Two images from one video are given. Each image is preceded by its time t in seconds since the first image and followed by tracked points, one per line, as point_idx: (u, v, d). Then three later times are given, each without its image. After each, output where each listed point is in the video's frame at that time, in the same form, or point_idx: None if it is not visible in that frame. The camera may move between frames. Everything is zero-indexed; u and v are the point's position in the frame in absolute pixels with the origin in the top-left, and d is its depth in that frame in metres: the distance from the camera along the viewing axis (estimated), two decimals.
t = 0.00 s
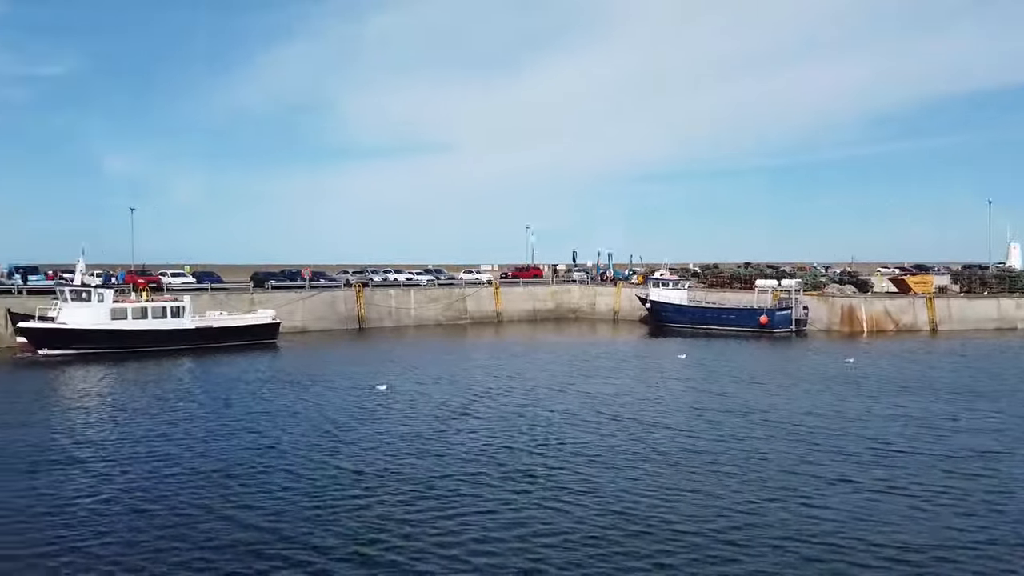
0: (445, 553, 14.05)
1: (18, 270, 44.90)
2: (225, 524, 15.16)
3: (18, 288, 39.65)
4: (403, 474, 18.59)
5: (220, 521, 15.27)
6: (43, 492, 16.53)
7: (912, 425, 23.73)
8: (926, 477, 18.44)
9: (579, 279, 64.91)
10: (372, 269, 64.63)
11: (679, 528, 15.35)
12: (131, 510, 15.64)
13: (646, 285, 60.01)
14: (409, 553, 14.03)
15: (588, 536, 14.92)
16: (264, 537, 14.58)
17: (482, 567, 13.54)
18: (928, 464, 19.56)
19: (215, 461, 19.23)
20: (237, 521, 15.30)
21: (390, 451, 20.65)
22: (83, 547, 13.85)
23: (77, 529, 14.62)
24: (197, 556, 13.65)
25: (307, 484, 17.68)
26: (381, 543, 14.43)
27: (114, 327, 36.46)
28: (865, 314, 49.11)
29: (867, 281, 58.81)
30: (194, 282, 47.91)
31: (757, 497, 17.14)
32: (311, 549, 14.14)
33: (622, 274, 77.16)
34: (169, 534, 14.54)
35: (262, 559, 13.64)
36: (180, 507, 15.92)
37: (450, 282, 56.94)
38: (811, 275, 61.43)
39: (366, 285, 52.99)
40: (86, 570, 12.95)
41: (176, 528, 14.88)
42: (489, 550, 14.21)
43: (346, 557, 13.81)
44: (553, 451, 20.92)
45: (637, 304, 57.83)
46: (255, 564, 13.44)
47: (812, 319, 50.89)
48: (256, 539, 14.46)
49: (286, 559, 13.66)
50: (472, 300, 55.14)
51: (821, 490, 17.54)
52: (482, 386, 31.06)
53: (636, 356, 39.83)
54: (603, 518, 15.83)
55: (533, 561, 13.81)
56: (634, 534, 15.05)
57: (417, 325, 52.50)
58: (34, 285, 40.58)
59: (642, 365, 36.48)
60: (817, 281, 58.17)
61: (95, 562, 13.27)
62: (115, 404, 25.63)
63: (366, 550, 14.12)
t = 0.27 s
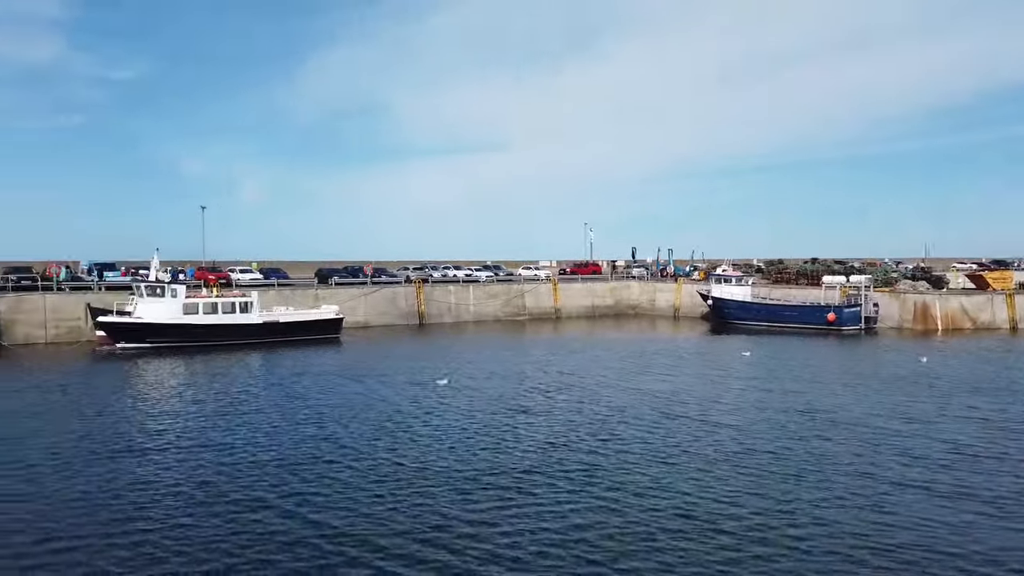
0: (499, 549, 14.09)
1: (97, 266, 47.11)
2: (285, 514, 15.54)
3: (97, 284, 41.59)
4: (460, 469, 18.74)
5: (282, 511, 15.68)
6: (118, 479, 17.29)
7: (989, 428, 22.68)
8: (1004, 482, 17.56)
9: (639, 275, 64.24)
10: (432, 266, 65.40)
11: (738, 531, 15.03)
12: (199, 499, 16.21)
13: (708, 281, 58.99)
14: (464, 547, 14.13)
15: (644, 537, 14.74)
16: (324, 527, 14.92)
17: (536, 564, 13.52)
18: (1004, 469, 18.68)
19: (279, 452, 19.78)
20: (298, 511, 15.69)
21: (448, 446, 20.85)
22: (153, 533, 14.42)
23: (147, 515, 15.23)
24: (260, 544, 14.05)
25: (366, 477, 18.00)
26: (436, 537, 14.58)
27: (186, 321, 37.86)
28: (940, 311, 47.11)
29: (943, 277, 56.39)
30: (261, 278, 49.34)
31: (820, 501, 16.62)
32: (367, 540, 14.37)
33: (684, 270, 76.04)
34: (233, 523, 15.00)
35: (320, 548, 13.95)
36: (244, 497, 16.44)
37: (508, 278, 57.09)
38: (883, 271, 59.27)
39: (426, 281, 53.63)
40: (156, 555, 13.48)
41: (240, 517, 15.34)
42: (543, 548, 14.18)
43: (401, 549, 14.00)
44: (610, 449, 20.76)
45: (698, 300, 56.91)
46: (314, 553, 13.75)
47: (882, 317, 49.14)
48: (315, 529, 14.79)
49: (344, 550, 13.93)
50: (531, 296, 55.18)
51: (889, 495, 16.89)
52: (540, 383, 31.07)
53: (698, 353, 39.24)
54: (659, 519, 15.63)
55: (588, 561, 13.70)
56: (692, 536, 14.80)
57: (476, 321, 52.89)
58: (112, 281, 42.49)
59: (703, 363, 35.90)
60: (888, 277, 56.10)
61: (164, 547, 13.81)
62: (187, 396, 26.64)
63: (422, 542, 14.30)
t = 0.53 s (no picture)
0: (549, 545, 14.08)
1: (166, 263, 48.94)
2: (340, 505, 15.85)
3: (166, 281, 43.24)
4: (512, 465, 18.79)
5: (337, 502, 16.00)
6: (183, 469, 17.94)
7: None
8: None
9: (697, 271, 63.27)
10: (487, 262, 65.79)
11: (795, 534, 14.65)
12: (256, 489, 16.70)
13: (768, 278, 57.63)
14: (515, 542, 14.17)
15: (697, 538, 14.50)
16: (377, 519, 15.16)
17: (582, 560, 13.46)
18: None
19: (335, 445, 20.21)
20: (349, 503, 15.99)
21: (501, 441, 20.95)
22: (214, 520, 14.90)
23: (210, 503, 15.76)
24: (316, 534, 14.37)
25: (420, 471, 18.22)
26: (487, 531, 14.66)
27: (250, 316, 39.02)
28: (1016, 308, 44.96)
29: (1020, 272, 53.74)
30: (321, 275, 50.47)
31: (879, 505, 16.06)
32: (419, 533, 14.54)
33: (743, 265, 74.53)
34: (290, 513, 15.38)
35: (373, 539, 14.18)
36: (302, 488, 16.85)
37: (563, 274, 56.99)
38: (954, 266, 56.88)
39: (481, 277, 53.94)
40: (217, 541, 13.91)
41: (297, 507, 15.72)
42: (594, 545, 14.10)
43: (453, 542, 14.13)
44: (664, 448, 20.52)
45: (758, 297, 55.67)
46: (368, 543, 13.99)
47: (953, 314, 47.18)
48: (369, 521, 15.05)
49: (397, 541, 14.14)
50: (586, 292, 54.94)
51: (958, 501, 16.19)
52: (593, 380, 30.92)
53: (756, 351, 38.40)
54: (714, 519, 15.36)
55: (639, 560, 13.56)
56: (747, 538, 14.49)
57: (531, 317, 52.94)
58: (180, 277, 44.10)
59: (761, 361, 35.12)
60: (961, 273, 53.80)
61: (224, 534, 14.26)
62: (249, 389, 27.46)
63: (473, 536, 14.39)
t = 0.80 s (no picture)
0: (597, 543, 13.99)
1: (224, 260, 50.32)
2: (389, 499, 16.05)
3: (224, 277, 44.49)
4: (561, 462, 18.74)
5: (387, 495, 16.20)
6: (239, 460, 18.42)
7: None
8: None
9: (750, 267, 62.14)
10: (536, 258, 65.82)
11: (851, 538, 14.24)
12: (305, 480, 17.14)
13: (825, 273, 56.18)
14: (562, 539, 14.13)
15: (749, 540, 14.22)
16: (426, 512, 15.30)
17: (624, 557, 13.45)
18: None
19: (384, 439, 20.53)
20: (396, 494, 16.29)
21: (550, 438, 20.92)
22: (268, 510, 15.25)
23: (264, 494, 16.14)
24: (366, 526, 14.58)
25: (468, 466, 18.33)
26: (535, 527, 14.65)
27: (304, 312, 39.86)
28: None
29: None
30: (372, 271, 51.23)
31: (934, 508, 15.61)
32: (464, 526, 14.68)
33: (798, 261, 72.77)
34: (339, 504, 15.70)
35: (422, 532, 14.32)
36: (352, 481, 17.12)
37: (613, 271, 56.63)
38: None
39: (530, 273, 53.99)
40: (271, 530, 14.24)
41: (348, 499, 15.98)
42: (643, 544, 13.96)
43: (501, 537, 14.16)
44: (715, 447, 20.19)
45: (814, 293, 54.34)
46: (417, 536, 14.13)
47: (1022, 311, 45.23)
48: (418, 514, 15.21)
49: (445, 535, 14.24)
50: (636, 289, 54.48)
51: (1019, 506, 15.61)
52: (642, 376, 30.69)
53: (810, 349, 37.51)
54: (766, 521, 15.05)
55: (689, 560, 13.38)
56: (801, 542, 14.14)
57: (580, 313, 52.78)
58: (237, 274, 45.31)
59: (816, 358, 34.30)
60: None
61: (276, 521, 14.70)
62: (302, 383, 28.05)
63: (521, 532, 14.41)
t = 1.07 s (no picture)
0: (639, 542, 13.84)
1: (274, 257, 51.38)
2: (431, 493, 16.15)
3: (273, 273, 45.42)
4: (604, 460, 18.60)
5: (428, 488, 16.45)
6: (286, 452, 18.83)
7: None
8: None
9: (800, 264, 60.85)
10: (581, 254, 65.55)
11: (904, 544, 13.81)
12: (349, 472, 17.50)
13: (878, 270, 54.66)
14: (603, 537, 14.03)
15: (796, 542, 13.90)
16: (468, 508, 15.36)
17: (662, 554, 13.41)
18: None
19: (427, 433, 20.80)
20: (437, 487, 16.53)
21: (593, 436, 20.78)
22: (314, 503, 15.50)
23: (310, 487, 16.42)
24: (408, 520, 14.71)
25: (510, 463, 18.33)
26: (576, 525, 14.56)
27: (350, 307, 40.43)
28: None
29: None
30: (418, 267, 51.70)
31: (986, 512, 15.16)
32: (503, 519, 14.82)
33: (852, 257, 70.92)
34: (381, 495, 16.01)
35: (464, 527, 14.37)
36: (396, 475, 17.29)
37: (659, 267, 56.06)
38: None
39: (575, 269, 53.84)
40: (316, 522, 14.48)
41: (391, 493, 16.14)
42: (686, 545, 13.75)
43: (542, 534, 14.13)
44: (762, 447, 19.80)
45: (867, 290, 52.94)
46: (458, 531, 14.20)
47: None
48: (460, 509, 15.27)
49: (486, 531, 14.28)
50: (682, 285, 53.84)
51: None
52: (687, 373, 30.39)
53: (862, 347, 36.59)
54: (814, 524, 14.69)
55: (733, 561, 13.13)
56: (850, 546, 13.76)
57: (625, 309, 52.44)
58: (286, 270, 46.22)
59: (868, 357, 33.46)
60: None
61: (320, 511, 15.07)
62: (349, 378, 28.47)
63: (562, 529, 14.35)
